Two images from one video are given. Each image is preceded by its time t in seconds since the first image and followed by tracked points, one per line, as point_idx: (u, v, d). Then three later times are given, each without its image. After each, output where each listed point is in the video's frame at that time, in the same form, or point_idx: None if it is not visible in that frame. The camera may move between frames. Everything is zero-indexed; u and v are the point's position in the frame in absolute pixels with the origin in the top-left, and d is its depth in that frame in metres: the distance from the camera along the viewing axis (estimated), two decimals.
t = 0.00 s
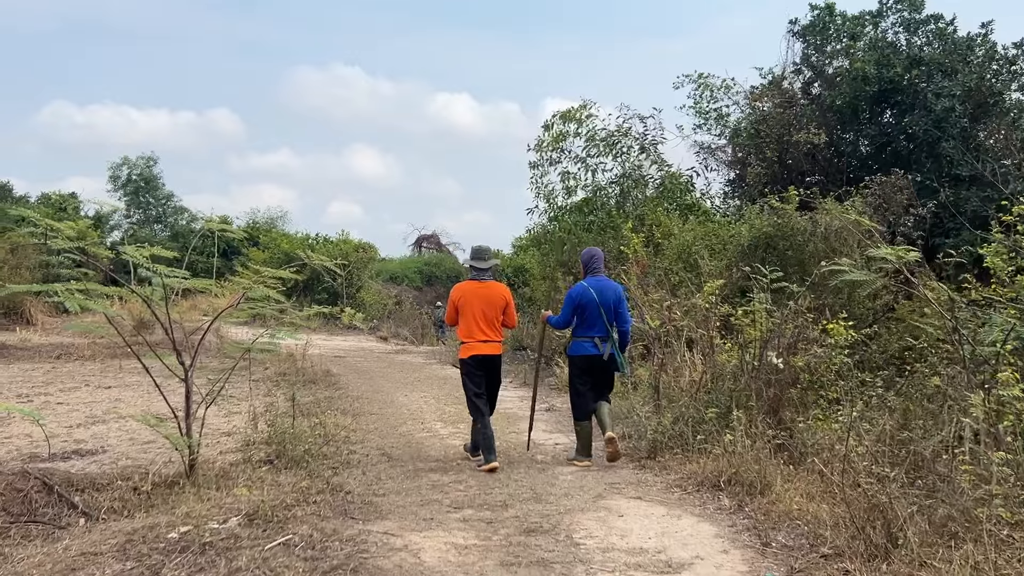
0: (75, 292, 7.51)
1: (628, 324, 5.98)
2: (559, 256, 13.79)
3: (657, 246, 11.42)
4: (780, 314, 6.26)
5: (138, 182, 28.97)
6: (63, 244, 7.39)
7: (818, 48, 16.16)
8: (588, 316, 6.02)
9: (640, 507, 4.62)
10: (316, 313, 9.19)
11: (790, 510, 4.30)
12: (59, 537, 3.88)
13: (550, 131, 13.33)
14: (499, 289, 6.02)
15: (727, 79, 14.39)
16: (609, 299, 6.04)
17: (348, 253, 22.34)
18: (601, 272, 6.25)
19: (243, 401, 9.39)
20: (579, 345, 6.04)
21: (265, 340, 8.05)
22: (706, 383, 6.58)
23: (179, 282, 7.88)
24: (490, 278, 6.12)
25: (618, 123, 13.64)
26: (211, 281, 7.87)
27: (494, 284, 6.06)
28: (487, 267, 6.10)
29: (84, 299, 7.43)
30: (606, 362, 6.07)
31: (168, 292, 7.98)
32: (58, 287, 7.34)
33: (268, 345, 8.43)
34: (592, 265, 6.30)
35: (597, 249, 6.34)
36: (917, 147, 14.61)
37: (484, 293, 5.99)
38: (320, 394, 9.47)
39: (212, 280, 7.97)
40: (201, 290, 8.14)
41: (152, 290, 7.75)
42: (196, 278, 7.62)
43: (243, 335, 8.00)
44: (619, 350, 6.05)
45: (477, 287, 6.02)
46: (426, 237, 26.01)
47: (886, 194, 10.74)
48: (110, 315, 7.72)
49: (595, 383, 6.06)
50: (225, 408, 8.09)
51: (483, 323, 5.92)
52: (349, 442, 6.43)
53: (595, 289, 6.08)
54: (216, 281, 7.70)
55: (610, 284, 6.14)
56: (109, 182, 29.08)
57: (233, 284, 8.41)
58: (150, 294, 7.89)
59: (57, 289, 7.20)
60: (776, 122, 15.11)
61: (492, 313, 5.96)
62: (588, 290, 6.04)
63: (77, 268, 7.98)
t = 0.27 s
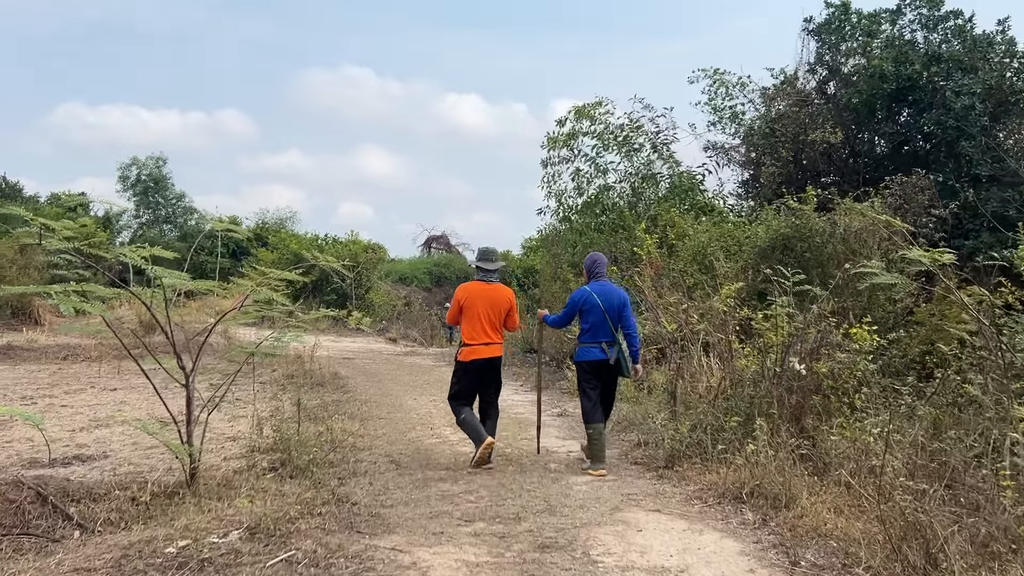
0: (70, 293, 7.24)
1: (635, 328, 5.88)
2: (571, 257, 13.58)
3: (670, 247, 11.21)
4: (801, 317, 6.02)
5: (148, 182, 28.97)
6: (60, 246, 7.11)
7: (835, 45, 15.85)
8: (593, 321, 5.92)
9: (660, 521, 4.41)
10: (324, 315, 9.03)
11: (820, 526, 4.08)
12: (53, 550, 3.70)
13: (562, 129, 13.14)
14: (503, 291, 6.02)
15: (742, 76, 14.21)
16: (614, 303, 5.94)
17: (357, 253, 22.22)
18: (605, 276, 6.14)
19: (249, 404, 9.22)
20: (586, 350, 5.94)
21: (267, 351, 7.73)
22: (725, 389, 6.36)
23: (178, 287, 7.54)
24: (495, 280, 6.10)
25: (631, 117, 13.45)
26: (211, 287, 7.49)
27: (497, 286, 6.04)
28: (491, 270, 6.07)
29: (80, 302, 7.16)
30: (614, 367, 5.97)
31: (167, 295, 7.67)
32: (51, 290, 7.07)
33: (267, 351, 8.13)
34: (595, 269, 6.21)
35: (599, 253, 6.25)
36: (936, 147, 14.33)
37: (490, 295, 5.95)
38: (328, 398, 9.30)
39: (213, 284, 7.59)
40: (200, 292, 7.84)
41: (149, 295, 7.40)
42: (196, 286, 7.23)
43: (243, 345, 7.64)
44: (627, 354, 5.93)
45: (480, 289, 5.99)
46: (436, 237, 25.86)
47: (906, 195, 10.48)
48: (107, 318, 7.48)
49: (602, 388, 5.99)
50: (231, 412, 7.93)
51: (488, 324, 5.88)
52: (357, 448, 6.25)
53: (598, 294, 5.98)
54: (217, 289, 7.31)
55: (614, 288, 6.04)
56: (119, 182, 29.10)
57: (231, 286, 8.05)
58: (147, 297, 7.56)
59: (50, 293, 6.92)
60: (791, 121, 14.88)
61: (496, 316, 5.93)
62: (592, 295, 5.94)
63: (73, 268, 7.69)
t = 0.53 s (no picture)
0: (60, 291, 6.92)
1: (638, 329, 5.94)
2: (579, 257, 13.39)
3: (681, 247, 11.01)
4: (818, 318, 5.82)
5: (155, 181, 28.89)
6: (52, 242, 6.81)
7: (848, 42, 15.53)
8: (597, 322, 5.99)
9: (674, 532, 4.22)
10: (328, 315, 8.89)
11: (844, 539, 3.89)
12: (40, 560, 3.55)
13: (572, 125, 12.96)
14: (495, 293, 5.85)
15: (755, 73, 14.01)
16: (618, 305, 6.01)
17: (364, 253, 22.07)
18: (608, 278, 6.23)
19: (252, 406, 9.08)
20: (590, 351, 6.00)
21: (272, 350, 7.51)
22: (740, 394, 6.17)
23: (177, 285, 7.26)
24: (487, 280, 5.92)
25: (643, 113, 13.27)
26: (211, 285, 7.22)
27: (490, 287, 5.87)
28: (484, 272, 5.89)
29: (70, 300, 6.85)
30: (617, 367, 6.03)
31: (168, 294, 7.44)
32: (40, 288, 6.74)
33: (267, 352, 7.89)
34: (598, 272, 6.31)
35: (605, 255, 6.33)
36: (951, 145, 14.03)
37: (482, 297, 5.77)
38: (332, 399, 9.15)
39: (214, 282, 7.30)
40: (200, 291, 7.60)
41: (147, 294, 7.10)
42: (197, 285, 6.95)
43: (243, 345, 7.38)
44: (630, 354, 6.01)
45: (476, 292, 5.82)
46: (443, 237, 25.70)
47: (924, 195, 10.25)
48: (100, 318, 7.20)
49: (605, 388, 6.05)
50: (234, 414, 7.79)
51: (480, 325, 5.71)
52: (360, 451, 6.10)
53: (603, 296, 6.05)
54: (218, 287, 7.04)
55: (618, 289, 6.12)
56: (126, 181, 29.06)
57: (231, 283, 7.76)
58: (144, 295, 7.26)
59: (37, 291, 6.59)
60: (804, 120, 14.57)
61: (488, 317, 5.75)
62: (596, 296, 6.02)
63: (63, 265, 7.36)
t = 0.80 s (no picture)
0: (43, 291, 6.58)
1: (638, 330, 5.77)
2: (587, 257, 13.20)
3: (691, 247, 10.81)
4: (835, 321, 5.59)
5: (163, 179, 28.85)
6: (39, 238, 6.49)
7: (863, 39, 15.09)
8: (596, 320, 5.80)
9: (686, 544, 4.03)
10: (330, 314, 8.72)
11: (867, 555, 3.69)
12: (20, 569, 3.39)
13: (581, 123, 12.78)
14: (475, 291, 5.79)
15: (768, 71, 13.75)
16: (619, 303, 5.82)
17: (371, 252, 21.93)
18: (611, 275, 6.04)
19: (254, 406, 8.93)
20: (587, 349, 5.82)
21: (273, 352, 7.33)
22: (754, 399, 5.97)
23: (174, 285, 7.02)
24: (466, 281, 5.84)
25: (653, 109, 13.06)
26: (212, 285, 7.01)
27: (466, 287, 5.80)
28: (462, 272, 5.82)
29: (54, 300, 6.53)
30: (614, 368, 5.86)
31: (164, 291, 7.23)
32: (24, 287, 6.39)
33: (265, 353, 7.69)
34: (601, 269, 6.13)
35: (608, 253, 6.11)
36: (968, 145, 13.74)
37: (459, 296, 5.71)
38: (336, 400, 8.99)
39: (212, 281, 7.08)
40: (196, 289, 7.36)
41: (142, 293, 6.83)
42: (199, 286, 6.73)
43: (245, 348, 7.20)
44: (628, 355, 5.82)
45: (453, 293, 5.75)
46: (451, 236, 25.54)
47: (942, 194, 10.00)
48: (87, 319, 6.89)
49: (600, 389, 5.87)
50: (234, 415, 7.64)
51: (457, 325, 5.63)
52: (360, 454, 5.93)
53: (604, 294, 5.86)
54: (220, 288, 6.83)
55: (620, 288, 5.93)
56: (134, 179, 29.05)
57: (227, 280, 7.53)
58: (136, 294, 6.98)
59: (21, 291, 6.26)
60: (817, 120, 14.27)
61: (465, 316, 5.66)
62: (597, 294, 5.82)
63: (46, 259, 7.01)
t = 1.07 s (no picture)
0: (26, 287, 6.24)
1: (631, 333, 5.75)
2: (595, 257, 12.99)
3: (702, 248, 10.60)
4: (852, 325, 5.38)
5: (170, 177, 28.82)
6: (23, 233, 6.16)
7: (877, 38, 14.69)
8: (589, 323, 5.80)
9: (697, 559, 3.84)
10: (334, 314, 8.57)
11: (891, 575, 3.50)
12: None
13: (590, 121, 12.59)
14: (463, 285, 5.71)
15: (780, 70, 13.49)
16: (612, 308, 5.81)
17: (378, 251, 21.80)
18: (606, 280, 6.03)
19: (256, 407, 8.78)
20: (580, 353, 5.82)
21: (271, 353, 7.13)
22: (767, 405, 5.78)
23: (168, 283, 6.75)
24: (450, 277, 5.77)
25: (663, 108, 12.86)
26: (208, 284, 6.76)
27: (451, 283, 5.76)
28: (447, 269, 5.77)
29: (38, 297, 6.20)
30: (607, 372, 5.83)
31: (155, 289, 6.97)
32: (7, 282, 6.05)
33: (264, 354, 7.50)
34: (596, 274, 6.13)
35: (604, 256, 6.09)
36: (985, 146, 13.50)
37: (447, 293, 5.64)
38: (339, 402, 8.84)
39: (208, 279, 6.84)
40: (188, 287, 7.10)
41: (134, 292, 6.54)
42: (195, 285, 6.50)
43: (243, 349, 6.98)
44: (621, 360, 5.80)
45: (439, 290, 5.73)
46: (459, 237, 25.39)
47: (960, 195, 9.75)
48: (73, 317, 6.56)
49: (594, 393, 5.83)
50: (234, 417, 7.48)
51: (449, 323, 5.56)
52: (360, 459, 5.77)
53: (598, 298, 5.85)
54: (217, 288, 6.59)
55: (614, 293, 5.92)
56: (142, 177, 29.02)
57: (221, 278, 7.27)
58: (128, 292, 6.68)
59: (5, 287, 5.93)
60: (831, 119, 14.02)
61: (456, 312, 5.60)
62: (592, 297, 5.80)
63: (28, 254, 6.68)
